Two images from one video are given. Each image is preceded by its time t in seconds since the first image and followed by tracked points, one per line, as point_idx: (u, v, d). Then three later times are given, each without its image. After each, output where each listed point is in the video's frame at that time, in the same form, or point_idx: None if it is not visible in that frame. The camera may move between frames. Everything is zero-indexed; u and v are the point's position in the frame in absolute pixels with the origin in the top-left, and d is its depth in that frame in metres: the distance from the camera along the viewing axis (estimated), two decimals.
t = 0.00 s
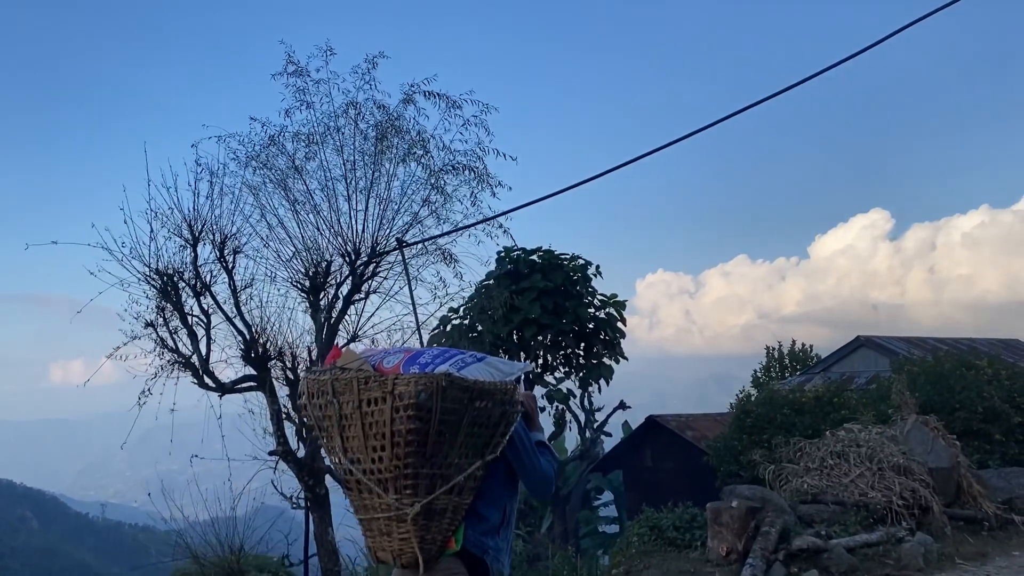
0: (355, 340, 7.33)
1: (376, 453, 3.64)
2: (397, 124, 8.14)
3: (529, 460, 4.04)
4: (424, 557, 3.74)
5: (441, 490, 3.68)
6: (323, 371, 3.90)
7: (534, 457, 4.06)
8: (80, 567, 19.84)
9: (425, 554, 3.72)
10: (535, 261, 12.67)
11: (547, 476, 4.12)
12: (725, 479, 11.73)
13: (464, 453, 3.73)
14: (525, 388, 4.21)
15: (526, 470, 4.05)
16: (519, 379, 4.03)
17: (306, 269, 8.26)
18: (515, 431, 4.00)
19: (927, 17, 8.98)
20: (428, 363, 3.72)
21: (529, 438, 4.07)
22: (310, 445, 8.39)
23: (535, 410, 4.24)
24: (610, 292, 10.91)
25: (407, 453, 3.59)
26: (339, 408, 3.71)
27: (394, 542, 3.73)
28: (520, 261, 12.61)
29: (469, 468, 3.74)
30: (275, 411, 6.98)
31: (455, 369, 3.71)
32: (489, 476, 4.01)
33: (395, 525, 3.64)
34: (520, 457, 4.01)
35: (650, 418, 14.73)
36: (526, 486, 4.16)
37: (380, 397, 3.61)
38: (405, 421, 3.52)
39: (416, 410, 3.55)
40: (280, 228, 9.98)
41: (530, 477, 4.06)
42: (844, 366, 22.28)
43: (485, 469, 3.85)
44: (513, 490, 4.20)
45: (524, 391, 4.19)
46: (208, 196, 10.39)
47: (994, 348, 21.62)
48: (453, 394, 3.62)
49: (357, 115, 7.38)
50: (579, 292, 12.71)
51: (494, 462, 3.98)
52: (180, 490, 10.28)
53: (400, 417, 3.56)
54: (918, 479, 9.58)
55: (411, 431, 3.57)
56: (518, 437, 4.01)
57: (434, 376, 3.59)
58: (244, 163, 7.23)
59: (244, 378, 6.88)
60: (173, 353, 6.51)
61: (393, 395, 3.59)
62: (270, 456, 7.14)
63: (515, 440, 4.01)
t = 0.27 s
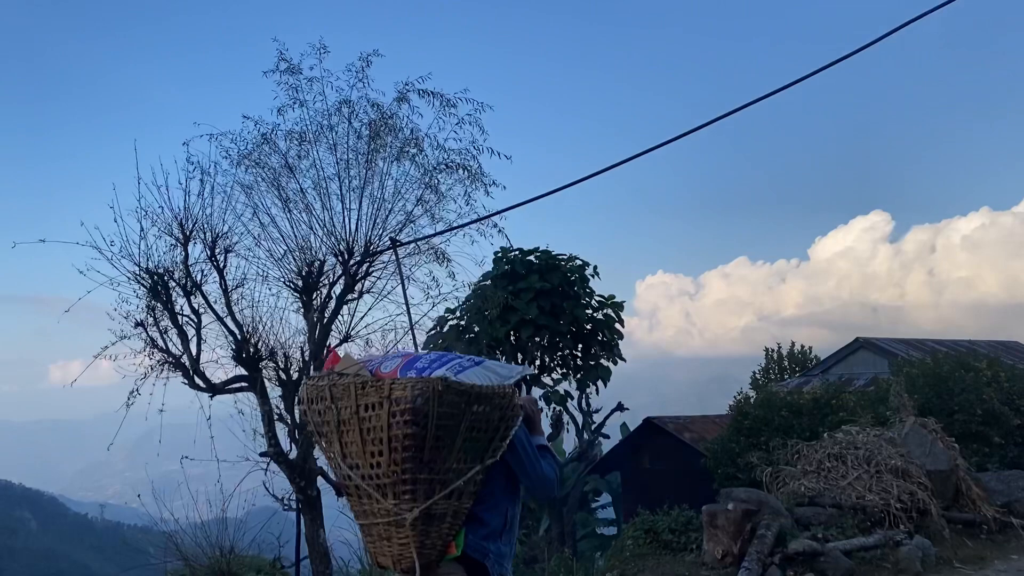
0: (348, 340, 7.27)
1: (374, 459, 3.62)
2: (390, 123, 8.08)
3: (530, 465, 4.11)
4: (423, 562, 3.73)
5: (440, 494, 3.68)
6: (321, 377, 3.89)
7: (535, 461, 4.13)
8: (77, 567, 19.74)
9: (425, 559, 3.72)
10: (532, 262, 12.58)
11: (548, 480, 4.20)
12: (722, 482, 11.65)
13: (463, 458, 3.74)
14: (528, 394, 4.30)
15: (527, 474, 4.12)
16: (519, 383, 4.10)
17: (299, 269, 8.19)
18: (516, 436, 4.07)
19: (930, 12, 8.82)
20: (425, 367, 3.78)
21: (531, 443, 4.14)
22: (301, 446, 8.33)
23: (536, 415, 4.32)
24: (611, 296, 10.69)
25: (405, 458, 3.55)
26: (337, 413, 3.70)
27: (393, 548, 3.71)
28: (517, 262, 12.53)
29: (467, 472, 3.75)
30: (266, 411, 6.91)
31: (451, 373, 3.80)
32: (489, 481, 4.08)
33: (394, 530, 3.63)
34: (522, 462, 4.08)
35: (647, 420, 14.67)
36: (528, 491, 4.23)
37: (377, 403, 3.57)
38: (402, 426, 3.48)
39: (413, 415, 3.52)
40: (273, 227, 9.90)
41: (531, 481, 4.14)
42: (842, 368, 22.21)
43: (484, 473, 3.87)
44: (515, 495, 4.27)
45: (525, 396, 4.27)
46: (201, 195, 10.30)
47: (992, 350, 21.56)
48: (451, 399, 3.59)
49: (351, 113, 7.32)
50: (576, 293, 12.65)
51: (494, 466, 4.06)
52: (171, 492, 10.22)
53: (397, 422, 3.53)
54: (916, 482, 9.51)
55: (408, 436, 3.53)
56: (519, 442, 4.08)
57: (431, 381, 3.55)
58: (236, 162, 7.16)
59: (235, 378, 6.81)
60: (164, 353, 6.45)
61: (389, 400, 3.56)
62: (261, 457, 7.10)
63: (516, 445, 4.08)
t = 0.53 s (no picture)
0: (340, 340, 7.21)
1: (372, 469, 3.65)
2: (383, 120, 8.02)
3: (530, 470, 4.28)
4: (424, 569, 3.78)
5: (439, 502, 3.71)
6: (319, 387, 3.92)
7: (536, 467, 4.30)
8: (75, 568, 19.69)
9: (425, 566, 3.77)
10: (529, 262, 12.52)
11: (548, 485, 4.36)
12: (718, 483, 11.59)
13: (461, 465, 3.76)
14: (529, 401, 4.44)
15: (527, 480, 4.29)
16: (515, 389, 4.12)
17: (291, 268, 8.12)
18: (516, 442, 4.22)
19: (928, 9, 8.76)
20: (420, 376, 3.79)
21: (531, 449, 4.30)
22: (293, 447, 8.28)
23: (538, 423, 4.48)
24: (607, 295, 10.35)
25: (402, 468, 3.59)
26: (335, 424, 3.73)
27: (393, 556, 3.76)
28: (514, 262, 12.44)
29: (466, 479, 3.78)
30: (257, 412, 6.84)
31: (448, 382, 3.79)
32: (490, 486, 4.24)
33: (393, 539, 3.67)
34: (522, 468, 4.24)
35: (644, 421, 14.63)
36: (529, 496, 4.39)
37: (373, 413, 3.61)
38: (397, 437, 3.51)
39: (408, 425, 3.55)
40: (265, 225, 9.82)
41: (531, 486, 4.30)
42: (840, 369, 22.16)
43: (484, 480, 3.89)
44: (516, 501, 4.44)
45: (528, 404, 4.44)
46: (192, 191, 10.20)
47: (991, 352, 21.49)
48: (447, 408, 3.61)
49: (343, 111, 7.25)
50: (574, 294, 12.57)
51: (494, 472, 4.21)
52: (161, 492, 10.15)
53: (393, 433, 3.56)
54: (913, 484, 9.44)
55: (404, 447, 3.58)
56: (519, 448, 4.24)
57: (425, 392, 3.57)
58: (227, 159, 7.09)
59: (225, 378, 6.75)
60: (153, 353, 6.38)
61: (385, 411, 3.58)
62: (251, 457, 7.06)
63: (516, 451, 4.23)
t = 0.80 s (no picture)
0: (333, 339, 7.15)
1: (372, 478, 3.75)
2: (375, 117, 7.96)
3: (533, 473, 4.24)
4: (426, 574, 3.89)
5: (439, 509, 3.80)
6: (319, 396, 4.01)
7: (538, 469, 4.27)
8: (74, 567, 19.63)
9: (427, 571, 3.87)
10: (527, 261, 12.44)
11: (551, 487, 4.33)
12: (716, 483, 11.53)
13: (461, 472, 3.84)
14: (531, 402, 4.42)
15: (530, 483, 4.26)
16: (515, 393, 4.29)
17: (283, 266, 8.06)
18: (518, 444, 4.18)
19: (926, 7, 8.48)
20: (417, 387, 3.90)
21: (533, 451, 4.26)
22: (286, 447, 8.23)
23: (539, 422, 4.45)
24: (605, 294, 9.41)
25: (401, 477, 3.69)
26: (334, 435, 3.82)
27: (396, 561, 3.87)
28: (511, 261, 12.35)
29: (466, 485, 3.86)
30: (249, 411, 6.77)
31: (445, 391, 3.90)
32: (493, 490, 4.22)
33: (394, 546, 3.78)
34: (525, 471, 4.21)
35: (641, 420, 14.56)
36: (534, 498, 4.37)
37: (371, 424, 3.69)
38: (395, 448, 3.60)
39: (405, 436, 3.63)
40: (258, 223, 9.74)
41: (535, 489, 4.27)
42: (839, 369, 22.10)
43: (485, 484, 3.97)
44: (521, 502, 4.41)
45: (529, 404, 4.41)
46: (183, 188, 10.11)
47: (991, 352, 21.40)
48: (444, 418, 3.67)
49: (337, 107, 7.19)
50: (571, 293, 12.48)
51: (497, 476, 4.18)
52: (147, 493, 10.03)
53: (391, 443, 3.65)
54: (911, 484, 9.36)
55: (403, 457, 3.66)
56: (521, 450, 4.20)
57: (422, 402, 3.64)
58: (218, 156, 7.01)
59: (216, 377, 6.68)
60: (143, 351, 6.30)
61: (383, 421, 3.67)
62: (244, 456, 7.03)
63: (518, 453, 4.20)
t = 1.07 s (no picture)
0: (325, 338, 7.09)
1: (371, 481, 3.84)
2: (368, 114, 7.89)
3: (534, 475, 4.23)
4: None
5: (438, 512, 3.88)
6: (319, 401, 4.12)
7: (539, 472, 4.26)
8: (70, 566, 19.52)
9: (426, 574, 3.93)
10: (523, 260, 12.38)
11: (552, 488, 4.32)
12: (712, 483, 11.47)
13: (459, 475, 3.93)
14: (531, 404, 4.44)
15: (531, 486, 4.25)
16: (514, 396, 4.18)
17: (275, 265, 7.99)
18: (519, 446, 4.17)
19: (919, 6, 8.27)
20: (416, 390, 3.89)
21: (535, 454, 4.24)
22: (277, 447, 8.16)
23: (541, 423, 4.46)
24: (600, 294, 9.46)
25: (399, 480, 3.79)
26: (333, 439, 3.92)
27: (396, 564, 3.94)
28: (508, 260, 12.28)
29: (465, 487, 3.94)
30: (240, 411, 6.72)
31: (441, 396, 3.86)
32: (494, 492, 4.22)
33: (393, 549, 3.85)
34: (526, 473, 4.21)
35: (637, 420, 14.50)
36: (536, 500, 4.36)
37: (369, 427, 3.79)
38: (392, 450, 3.71)
39: (403, 438, 3.74)
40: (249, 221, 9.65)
41: (535, 491, 4.27)
42: (836, 369, 22.04)
43: (484, 487, 4.05)
44: (523, 504, 4.42)
45: (530, 406, 4.41)
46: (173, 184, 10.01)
47: (988, 352, 21.34)
48: (441, 420, 3.78)
49: (329, 104, 7.13)
50: (568, 292, 12.39)
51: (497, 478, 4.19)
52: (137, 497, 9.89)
53: (389, 446, 3.75)
54: (908, 485, 9.30)
55: (400, 459, 3.77)
56: (522, 452, 4.18)
57: (419, 405, 3.74)
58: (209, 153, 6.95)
59: (207, 377, 6.62)
60: (132, 350, 6.24)
61: (380, 424, 3.78)
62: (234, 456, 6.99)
63: (519, 455, 4.19)
